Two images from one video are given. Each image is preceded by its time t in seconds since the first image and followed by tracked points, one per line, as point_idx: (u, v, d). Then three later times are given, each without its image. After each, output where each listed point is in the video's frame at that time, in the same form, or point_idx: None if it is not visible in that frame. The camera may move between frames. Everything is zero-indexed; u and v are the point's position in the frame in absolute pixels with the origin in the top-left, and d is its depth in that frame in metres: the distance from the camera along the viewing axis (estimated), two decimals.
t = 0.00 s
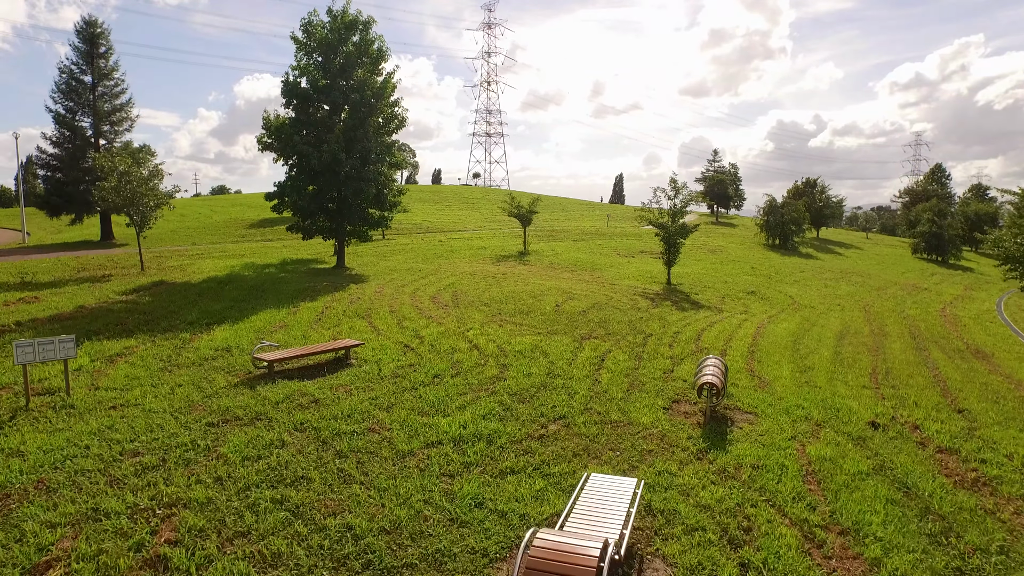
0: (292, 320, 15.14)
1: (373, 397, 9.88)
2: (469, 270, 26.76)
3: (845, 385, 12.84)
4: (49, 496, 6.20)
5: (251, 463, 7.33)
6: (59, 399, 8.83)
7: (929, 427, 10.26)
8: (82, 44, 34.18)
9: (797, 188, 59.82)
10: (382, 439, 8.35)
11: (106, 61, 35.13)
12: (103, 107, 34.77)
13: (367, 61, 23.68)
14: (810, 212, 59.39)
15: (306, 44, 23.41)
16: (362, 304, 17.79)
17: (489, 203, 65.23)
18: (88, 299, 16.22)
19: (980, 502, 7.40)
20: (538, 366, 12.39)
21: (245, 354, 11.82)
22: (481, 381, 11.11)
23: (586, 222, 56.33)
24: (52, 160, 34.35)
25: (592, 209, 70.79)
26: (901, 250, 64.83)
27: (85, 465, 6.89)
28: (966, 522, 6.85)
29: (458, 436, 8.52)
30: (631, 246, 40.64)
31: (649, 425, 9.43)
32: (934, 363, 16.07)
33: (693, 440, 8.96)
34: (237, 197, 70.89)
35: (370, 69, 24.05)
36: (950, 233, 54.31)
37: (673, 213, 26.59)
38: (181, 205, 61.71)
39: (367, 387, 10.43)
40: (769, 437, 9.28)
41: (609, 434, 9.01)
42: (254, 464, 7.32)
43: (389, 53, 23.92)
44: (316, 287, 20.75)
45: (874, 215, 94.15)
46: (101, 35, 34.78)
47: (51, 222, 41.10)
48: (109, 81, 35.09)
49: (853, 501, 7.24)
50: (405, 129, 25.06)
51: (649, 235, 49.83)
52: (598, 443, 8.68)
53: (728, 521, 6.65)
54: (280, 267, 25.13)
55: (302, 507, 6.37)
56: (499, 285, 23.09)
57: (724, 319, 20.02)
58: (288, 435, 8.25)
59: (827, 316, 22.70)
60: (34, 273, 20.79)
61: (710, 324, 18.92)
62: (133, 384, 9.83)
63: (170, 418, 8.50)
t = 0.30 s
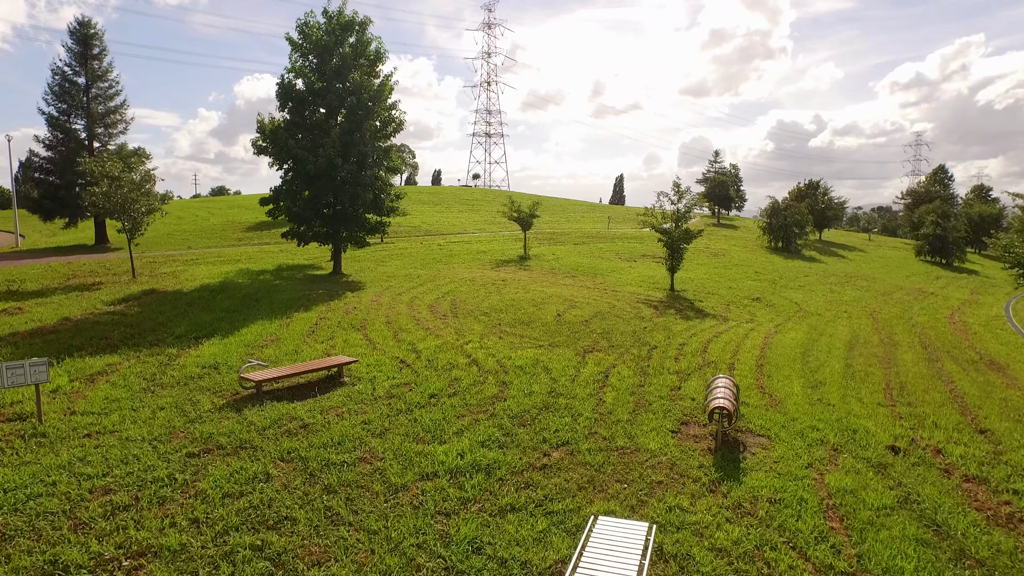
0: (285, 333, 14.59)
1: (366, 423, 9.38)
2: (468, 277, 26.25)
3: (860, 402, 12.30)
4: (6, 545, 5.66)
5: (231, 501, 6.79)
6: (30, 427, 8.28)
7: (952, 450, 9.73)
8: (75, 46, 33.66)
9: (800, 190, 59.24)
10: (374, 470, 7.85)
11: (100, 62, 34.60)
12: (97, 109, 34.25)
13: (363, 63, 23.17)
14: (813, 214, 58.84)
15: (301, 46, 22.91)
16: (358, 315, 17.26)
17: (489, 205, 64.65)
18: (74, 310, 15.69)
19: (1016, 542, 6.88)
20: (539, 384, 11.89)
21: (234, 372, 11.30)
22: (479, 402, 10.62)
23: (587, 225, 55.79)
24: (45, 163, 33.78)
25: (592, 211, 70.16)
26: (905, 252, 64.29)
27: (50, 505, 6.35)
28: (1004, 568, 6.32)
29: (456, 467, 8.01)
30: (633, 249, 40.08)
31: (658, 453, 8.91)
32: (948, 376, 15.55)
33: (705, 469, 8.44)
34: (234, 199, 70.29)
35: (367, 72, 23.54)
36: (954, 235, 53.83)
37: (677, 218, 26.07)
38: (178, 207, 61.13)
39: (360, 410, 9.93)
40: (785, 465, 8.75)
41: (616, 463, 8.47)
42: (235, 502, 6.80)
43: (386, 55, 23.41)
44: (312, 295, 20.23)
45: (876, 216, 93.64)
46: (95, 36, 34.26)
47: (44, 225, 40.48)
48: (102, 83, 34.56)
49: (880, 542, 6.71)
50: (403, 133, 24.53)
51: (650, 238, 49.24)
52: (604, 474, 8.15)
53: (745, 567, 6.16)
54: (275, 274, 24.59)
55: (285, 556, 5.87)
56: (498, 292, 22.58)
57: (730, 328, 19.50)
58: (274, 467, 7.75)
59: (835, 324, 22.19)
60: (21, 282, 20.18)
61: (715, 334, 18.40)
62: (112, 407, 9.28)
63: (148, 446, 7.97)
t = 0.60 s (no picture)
0: (275, 343, 14.05)
1: (356, 444, 8.85)
2: (467, 281, 25.72)
3: (875, 417, 11.77)
4: None
5: (205, 539, 6.26)
6: None
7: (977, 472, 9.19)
8: (68, 45, 33.09)
9: (802, 192, 58.67)
10: (363, 499, 7.32)
11: (93, 62, 34.04)
12: (91, 110, 33.69)
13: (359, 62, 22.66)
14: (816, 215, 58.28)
15: (296, 45, 22.41)
16: (352, 322, 16.72)
17: (489, 207, 64.05)
18: (57, 318, 15.16)
19: None
20: (540, 399, 11.37)
21: (219, 388, 10.76)
22: (477, 420, 10.10)
23: (587, 227, 55.27)
24: (37, 164, 33.24)
25: (593, 213, 69.51)
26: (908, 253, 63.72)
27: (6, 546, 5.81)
28: None
29: (451, 495, 7.49)
30: (634, 252, 39.53)
31: (666, 478, 8.38)
32: (963, 387, 15.01)
33: (717, 496, 7.92)
34: (231, 200, 69.70)
35: (363, 71, 23.02)
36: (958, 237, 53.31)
37: (680, 222, 25.52)
38: (174, 209, 60.59)
39: (351, 429, 9.41)
40: (803, 491, 8.22)
41: (622, 490, 7.94)
42: (211, 539, 6.27)
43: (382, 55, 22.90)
44: (306, 301, 19.71)
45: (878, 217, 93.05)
46: (88, 36, 33.74)
47: (38, 228, 39.93)
48: (96, 83, 34.00)
49: None
50: (400, 134, 24.02)
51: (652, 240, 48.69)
52: (609, 502, 7.61)
53: None
54: (269, 278, 24.06)
55: None
56: (498, 297, 22.06)
57: (736, 336, 18.96)
58: (256, 496, 7.22)
59: (843, 331, 21.65)
60: (6, 288, 19.62)
61: (721, 342, 17.86)
62: (86, 427, 8.72)
63: (121, 473, 7.42)
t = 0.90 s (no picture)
0: (266, 354, 13.54)
1: (347, 468, 8.34)
2: (466, 285, 25.18)
3: (891, 432, 11.25)
4: None
5: None
6: None
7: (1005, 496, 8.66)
8: (61, 45, 32.62)
9: (805, 193, 58.10)
10: (352, 532, 6.80)
11: (87, 62, 33.56)
12: (84, 110, 33.20)
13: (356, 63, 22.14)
14: (819, 216, 57.75)
15: (291, 45, 21.89)
16: (347, 331, 16.22)
17: (489, 208, 63.50)
18: (40, 326, 14.64)
19: None
20: (540, 414, 10.86)
21: (204, 404, 10.22)
22: (474, 439, 9.59)
23: (588, 228, 54.75)
24: (30, 166, 32.74)
25: (594, 214, 69.00)
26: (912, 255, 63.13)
27: None
28: None
29: (446, 528, 6.97)
30: (636, 254, 39.00)
31: (675, 504, 7.87)
32: (979, 398, 14.47)
33: (730, 526, 7.40)
34: (229, 201, 69.19)
35: (359, 72, 22.50)
36: (962, 239, 52.75)
37: (683, 225, 25.00)
38: (172, 210, 60.06)
39: (341, 450, 8.88)
40: (822, 519, 7.69)
41: (628, 520, 7.43)
42: None
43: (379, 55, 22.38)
44: (300, 308, 19.20)
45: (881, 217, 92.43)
46: (82, 35, 33.24)
47: (32, 231, 39.44)
48: (90, 83, 33.53)
49: None
50: (397, 135, 23.52)
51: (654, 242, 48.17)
52: (615, 533, 7.10)
53: None
54: (264, 283, 23.56)
55: None
56: (497, 303, 21.54)
57: (742, 343, 18.43)
58: (236, 529, 6.70)
59: (851, 337, 21.10)
60: None
61: (727, 350, 17.35)
62: (57, 449, 8.18)
63: (90, 502, 6.88)
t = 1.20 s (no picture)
0: (256, 366, 13.01)
1: (335, 496, 7.84)
2: (465, 290, 24.69)
3: (906, 450, 10.76)
4: None
5: None
6: None
7: None
8: (54, 45, 32.13)
9: (807, 194, 57.57)
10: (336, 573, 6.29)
11: (80, 62, 33.07)
12: (77, 111, 32.69)
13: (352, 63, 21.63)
14: (821, 218, 57.24)
15: (286, 45, 21.35)
16: (341, 340, 15.72)
17: (489, 209, 62.99)
18: (22, 337, 14.10)
19: None
20: (541, 433, 10.38)
21: (187, 424, 9.71)
22: (471, 462, 9.10)
23: (588, 230, 54.25)
24: (21, 167, 32.21)
25: (594, 215, 68.46)
26: (915, 256, 62.61)
27: None
28: None
29: (439, 566, 6.48)
30: (637, 257, 38.52)
31: (685, 536, 7.37)
32: (995, 410, 13.96)
33: (745, 563, 6.90)
34: (226, 203, 68.62)
35: (356, 73, 21.99)
36: (966, 241, 52.23)
37: (686, 229, 24.48)
38: (168, 212, 59.53)
39: (329, 475, 8.39)
40: (843, 553, 7.19)
41: (636, 555, 6.93)
42: None
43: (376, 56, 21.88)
44: (293, 315, 18.70)
45: (882, 218, 91.89)
46: (75, 35, 32.73)
47: (24, 233, 38.86)
48: (83, 83, 33.03)
49: None
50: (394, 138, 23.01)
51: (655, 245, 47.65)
52: (621, 571, 6.60)
53: None
54: (258, 289, 23.05)
55: None
56: (496, 309, 21.04)
57: (748, 352, 17.93)
58: (212, 570, 6.19)
59: (858, 344, 20.60)
60: None
61: (733, 359, 16.84)
62: (25, 476, 7.65)
63: (53, 541, 6.36)
